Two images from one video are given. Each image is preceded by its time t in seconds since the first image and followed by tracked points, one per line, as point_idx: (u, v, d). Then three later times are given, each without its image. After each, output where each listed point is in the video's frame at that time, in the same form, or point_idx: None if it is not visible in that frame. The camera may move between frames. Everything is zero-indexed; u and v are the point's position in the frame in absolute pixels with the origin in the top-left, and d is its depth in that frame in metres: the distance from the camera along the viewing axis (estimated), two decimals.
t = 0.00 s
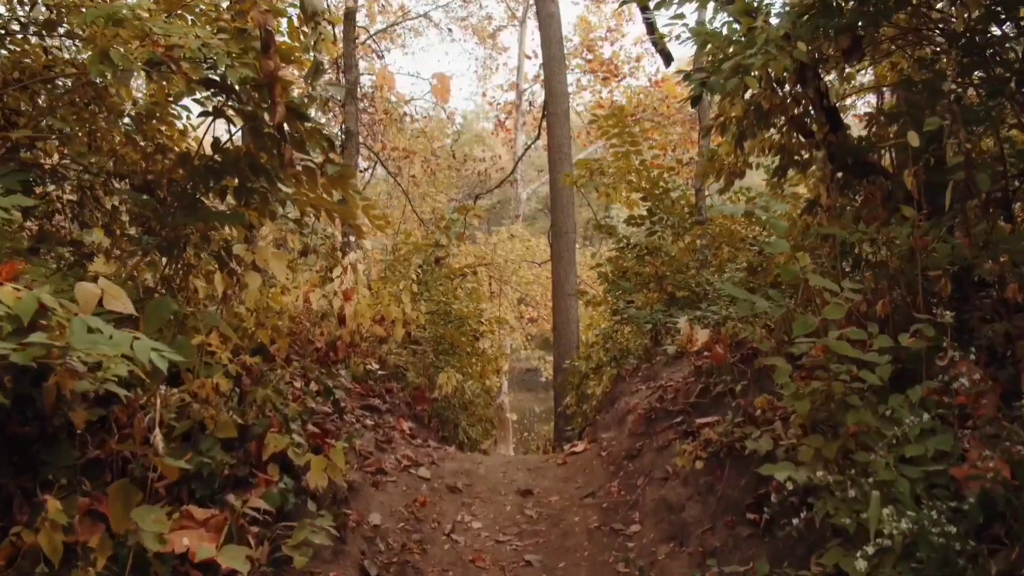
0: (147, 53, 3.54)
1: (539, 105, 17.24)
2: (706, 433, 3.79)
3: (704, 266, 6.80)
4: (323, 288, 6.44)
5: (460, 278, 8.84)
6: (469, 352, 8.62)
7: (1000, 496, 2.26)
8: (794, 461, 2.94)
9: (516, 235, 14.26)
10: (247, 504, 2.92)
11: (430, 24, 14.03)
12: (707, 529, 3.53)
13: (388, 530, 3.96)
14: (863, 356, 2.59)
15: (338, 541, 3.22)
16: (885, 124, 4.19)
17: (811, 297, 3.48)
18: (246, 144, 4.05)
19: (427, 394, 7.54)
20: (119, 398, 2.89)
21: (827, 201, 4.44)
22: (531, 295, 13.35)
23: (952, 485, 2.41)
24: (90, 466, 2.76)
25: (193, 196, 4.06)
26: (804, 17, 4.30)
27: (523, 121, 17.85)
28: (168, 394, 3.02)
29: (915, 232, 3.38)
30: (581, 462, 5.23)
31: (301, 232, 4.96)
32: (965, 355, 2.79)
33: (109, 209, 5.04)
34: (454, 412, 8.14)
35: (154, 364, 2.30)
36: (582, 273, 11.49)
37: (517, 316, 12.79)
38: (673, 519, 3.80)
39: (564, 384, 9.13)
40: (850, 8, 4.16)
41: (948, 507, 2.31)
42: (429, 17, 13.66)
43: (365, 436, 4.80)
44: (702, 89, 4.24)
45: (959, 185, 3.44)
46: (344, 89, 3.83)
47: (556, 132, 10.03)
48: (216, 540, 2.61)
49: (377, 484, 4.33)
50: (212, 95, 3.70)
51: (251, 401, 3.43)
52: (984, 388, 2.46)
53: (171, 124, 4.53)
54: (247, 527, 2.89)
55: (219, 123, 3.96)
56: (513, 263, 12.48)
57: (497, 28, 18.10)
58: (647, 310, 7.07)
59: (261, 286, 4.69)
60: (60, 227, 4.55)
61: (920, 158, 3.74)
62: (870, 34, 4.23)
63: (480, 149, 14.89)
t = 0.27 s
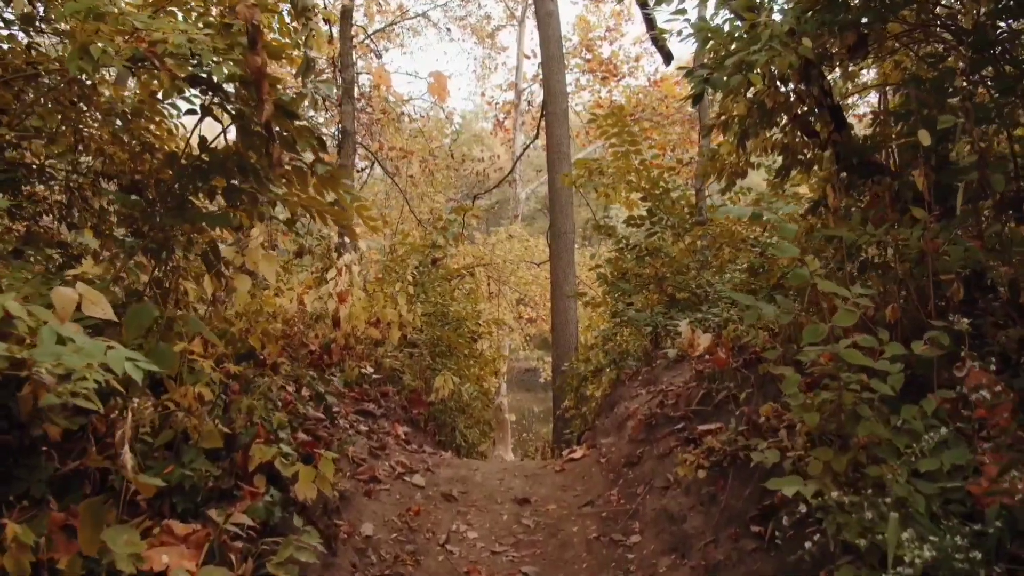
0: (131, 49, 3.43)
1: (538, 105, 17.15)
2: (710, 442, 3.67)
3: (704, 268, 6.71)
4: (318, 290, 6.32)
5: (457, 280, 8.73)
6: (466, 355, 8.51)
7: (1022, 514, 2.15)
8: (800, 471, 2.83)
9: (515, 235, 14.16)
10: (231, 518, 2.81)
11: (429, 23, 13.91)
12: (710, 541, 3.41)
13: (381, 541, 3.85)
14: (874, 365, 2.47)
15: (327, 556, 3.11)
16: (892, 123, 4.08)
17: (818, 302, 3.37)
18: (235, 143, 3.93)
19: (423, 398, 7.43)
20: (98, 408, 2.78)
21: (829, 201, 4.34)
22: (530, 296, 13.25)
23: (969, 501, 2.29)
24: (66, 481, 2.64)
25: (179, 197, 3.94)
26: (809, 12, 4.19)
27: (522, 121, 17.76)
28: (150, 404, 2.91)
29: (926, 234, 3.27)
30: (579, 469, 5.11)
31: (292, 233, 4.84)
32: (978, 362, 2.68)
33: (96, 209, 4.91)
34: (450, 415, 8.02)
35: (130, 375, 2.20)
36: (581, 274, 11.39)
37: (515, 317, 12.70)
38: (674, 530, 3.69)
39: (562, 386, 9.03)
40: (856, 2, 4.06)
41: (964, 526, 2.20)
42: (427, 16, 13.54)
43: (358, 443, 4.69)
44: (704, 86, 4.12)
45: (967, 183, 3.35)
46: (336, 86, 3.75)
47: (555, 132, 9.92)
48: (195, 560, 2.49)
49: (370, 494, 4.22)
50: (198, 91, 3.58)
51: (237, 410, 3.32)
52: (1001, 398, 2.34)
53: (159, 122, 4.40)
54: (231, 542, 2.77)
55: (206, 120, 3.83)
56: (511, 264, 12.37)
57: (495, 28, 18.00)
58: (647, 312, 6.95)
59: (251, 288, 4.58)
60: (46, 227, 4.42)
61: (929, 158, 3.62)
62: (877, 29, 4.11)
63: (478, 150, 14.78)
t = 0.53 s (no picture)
0: (116, 43, 3.33)
1: (537, 105, 17.05)
2: (711, 449, 3.57)
3: (704, 269, 6.61)
4: (312, 291, 6.22)
5: (455, 280, 8.64)
6: (463, 357, 8.41)
7: None
8: (806, 482, 2.73)
9: (513, 235, 14.06)
10: (215, 530, 2.71)
11: (427, 22, 13.81)
12: (711, 551, 3.30)
13: (373, 550, 3.75)
14: (883, 372, 2.38)
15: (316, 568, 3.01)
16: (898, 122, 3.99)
17: (823, 306, 3.27)
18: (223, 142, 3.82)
19: (419, 400, 7.33)
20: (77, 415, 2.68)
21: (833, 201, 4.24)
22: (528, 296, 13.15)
23: (984, 516, 2.19)
24: (41, 492, 2.53)
25: (166, 196, 3.83)
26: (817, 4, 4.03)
27: (521, 121, 17.65)
28: (131, 412, 2.81)
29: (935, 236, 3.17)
30: (577, 474, 5.01)
31: (284, 234, 4.73)
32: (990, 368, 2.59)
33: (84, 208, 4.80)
34: (447, 419, 7.92)
35: (101, 383, 2.13)
36: (579, 275, 11.30)
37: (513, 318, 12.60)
38: (674, 540, 3.58)
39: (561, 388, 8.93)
40: None
41: (978, 543, 2.10)
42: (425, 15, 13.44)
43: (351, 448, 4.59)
44: (705, 83, 4.01)
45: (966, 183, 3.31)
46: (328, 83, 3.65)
47: (554, 131, 9.83)
48: None
49: (363, 501, 4.12)
50: (185, 88, 3.48)
51: (224, 416, 3.22)
52: (1018, 407, 2.24)
53: (148, 120, 4.30)
54: (215, 555, 2.67)
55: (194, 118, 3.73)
56: (509, 264, 12.27)
57: (495, 27, 17.90)
58: (646, 314, 6.85)
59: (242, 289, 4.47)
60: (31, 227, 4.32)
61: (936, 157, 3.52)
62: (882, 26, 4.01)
63: (476, 149, 14.67)
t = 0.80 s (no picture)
0: (95, 36, 3.22)
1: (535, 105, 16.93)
2: (713, 457, 3.45)
3: (703, 270, 6.50)
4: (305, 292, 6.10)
5: (451, 281, 8.52)
6: (460, 358, 8.29)
7: None
8: (812, 494, 2.61)
9: (511, 235, 13.93)
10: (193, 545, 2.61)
11: (425, 21, 13.69)
12: (713, 563, 3.18)
13: (363, 560, 3.63)
14: (893, 380, 2.26)
15: None
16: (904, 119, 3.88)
17: (829, 309, 3.15)
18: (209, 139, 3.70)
19: (414, 403, 7.20)
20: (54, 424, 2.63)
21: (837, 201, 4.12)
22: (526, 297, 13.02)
23: (1001, 532, 2.08)
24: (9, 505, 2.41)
25: (150, 195, 3.71)
26: None
27: (519, 120, 17.53)
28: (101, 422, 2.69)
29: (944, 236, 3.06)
30: (574, 481, 4.89)
31: (273, 234, 4.61)
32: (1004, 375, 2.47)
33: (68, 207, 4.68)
34: (443, 422, 7.79)
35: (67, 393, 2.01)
36: (577, 275, 11.18)
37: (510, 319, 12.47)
38: (675, 551, 3.46)
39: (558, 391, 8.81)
40: None
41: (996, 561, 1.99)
42: (423, 14, 13.31)
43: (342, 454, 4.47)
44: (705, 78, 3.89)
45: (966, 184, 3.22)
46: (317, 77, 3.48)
47: (552, 130, 9.71)
48: None
49: (353, 509, 3.99)
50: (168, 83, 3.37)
51: (207, 424, 3.11)
52: None
53: (133, 116, 4.18)
54: (193, 571, 2.55)
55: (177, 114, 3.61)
56: (507, 264, 12.15)
57: (493, 26, 17.77)
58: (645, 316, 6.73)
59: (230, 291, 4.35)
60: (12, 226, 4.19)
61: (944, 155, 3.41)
62: (888, 21, 3.90)
63: (474, 149, 14.55)
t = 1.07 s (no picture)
0: (77, 31, 3.12)
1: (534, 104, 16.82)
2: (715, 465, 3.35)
3: (704, 270, 6.39)
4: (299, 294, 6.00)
5: (448, 282, 8.41)
6: (457, 360, 8.18)
7: None
8: (818, 505, 2.51)
9: (509, 235, 13.82)
10: (176, 561, 2.52)
11: (423, 20, 13.57)
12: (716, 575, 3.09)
13: (356, 571, 3.53)
14: (906, 389, 2.16)
15: None
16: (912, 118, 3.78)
17: (835, 313, 3.05)
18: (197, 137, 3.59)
19: (411, 406, 7.10)
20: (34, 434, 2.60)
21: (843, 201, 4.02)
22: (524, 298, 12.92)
23: (1017, 549, 1.99)
24: None
25: (136, 195, 3.61)
26: None
27: (518, 120, 17.41)
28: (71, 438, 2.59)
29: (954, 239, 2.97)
30: (573, 487, 4.79)
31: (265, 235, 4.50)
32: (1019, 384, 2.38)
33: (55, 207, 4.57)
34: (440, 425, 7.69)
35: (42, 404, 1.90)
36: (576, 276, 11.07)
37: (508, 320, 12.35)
38: (676, 562, 3.37)
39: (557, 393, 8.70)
40: None
41: None
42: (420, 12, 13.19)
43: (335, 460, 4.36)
44: (708, 75, 3.78)
45: (976, 184, 3.12)
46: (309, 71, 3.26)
47: (551, 130, 9.59)
48: None
49: (346, 518, 3.89)
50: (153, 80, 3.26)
51: (192, 433, 3.02)
52: None
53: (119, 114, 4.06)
54: None
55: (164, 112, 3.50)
56: (505, 265, 12.04)
57: (491, 25, 17.65)
58: (644, 317, 6.63)
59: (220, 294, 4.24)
60: None
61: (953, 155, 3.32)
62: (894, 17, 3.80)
63: (472, 148, 14.44)
